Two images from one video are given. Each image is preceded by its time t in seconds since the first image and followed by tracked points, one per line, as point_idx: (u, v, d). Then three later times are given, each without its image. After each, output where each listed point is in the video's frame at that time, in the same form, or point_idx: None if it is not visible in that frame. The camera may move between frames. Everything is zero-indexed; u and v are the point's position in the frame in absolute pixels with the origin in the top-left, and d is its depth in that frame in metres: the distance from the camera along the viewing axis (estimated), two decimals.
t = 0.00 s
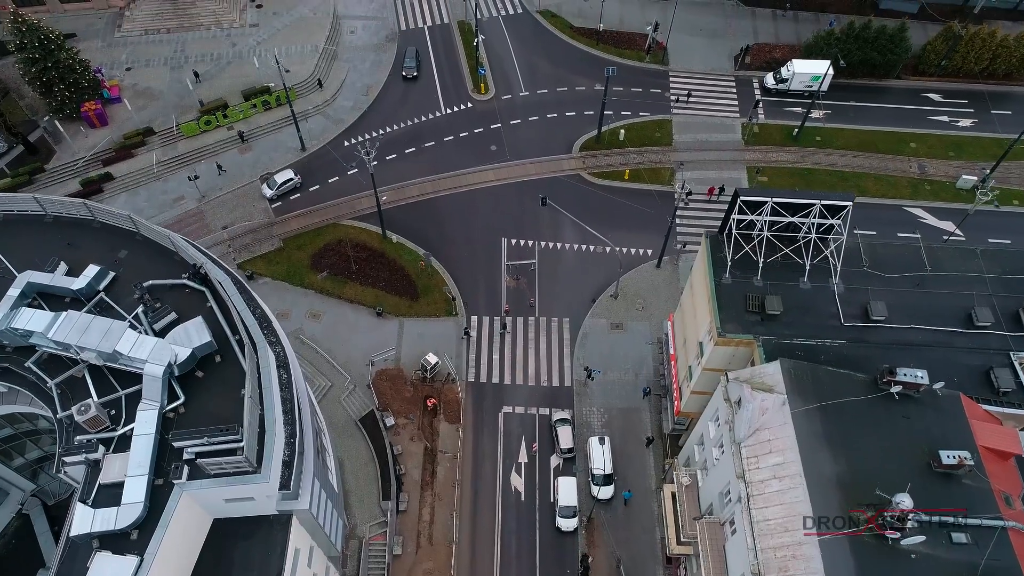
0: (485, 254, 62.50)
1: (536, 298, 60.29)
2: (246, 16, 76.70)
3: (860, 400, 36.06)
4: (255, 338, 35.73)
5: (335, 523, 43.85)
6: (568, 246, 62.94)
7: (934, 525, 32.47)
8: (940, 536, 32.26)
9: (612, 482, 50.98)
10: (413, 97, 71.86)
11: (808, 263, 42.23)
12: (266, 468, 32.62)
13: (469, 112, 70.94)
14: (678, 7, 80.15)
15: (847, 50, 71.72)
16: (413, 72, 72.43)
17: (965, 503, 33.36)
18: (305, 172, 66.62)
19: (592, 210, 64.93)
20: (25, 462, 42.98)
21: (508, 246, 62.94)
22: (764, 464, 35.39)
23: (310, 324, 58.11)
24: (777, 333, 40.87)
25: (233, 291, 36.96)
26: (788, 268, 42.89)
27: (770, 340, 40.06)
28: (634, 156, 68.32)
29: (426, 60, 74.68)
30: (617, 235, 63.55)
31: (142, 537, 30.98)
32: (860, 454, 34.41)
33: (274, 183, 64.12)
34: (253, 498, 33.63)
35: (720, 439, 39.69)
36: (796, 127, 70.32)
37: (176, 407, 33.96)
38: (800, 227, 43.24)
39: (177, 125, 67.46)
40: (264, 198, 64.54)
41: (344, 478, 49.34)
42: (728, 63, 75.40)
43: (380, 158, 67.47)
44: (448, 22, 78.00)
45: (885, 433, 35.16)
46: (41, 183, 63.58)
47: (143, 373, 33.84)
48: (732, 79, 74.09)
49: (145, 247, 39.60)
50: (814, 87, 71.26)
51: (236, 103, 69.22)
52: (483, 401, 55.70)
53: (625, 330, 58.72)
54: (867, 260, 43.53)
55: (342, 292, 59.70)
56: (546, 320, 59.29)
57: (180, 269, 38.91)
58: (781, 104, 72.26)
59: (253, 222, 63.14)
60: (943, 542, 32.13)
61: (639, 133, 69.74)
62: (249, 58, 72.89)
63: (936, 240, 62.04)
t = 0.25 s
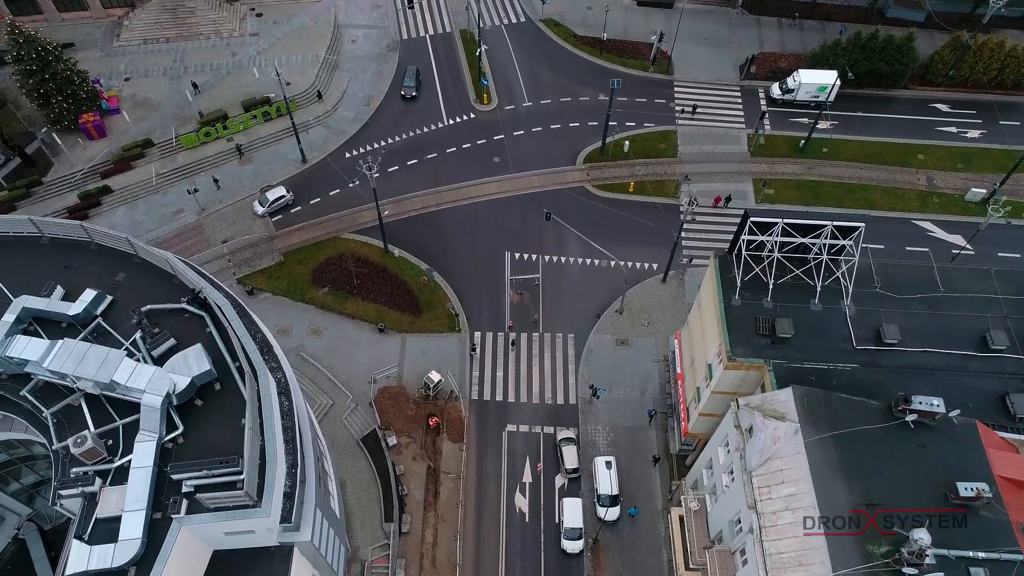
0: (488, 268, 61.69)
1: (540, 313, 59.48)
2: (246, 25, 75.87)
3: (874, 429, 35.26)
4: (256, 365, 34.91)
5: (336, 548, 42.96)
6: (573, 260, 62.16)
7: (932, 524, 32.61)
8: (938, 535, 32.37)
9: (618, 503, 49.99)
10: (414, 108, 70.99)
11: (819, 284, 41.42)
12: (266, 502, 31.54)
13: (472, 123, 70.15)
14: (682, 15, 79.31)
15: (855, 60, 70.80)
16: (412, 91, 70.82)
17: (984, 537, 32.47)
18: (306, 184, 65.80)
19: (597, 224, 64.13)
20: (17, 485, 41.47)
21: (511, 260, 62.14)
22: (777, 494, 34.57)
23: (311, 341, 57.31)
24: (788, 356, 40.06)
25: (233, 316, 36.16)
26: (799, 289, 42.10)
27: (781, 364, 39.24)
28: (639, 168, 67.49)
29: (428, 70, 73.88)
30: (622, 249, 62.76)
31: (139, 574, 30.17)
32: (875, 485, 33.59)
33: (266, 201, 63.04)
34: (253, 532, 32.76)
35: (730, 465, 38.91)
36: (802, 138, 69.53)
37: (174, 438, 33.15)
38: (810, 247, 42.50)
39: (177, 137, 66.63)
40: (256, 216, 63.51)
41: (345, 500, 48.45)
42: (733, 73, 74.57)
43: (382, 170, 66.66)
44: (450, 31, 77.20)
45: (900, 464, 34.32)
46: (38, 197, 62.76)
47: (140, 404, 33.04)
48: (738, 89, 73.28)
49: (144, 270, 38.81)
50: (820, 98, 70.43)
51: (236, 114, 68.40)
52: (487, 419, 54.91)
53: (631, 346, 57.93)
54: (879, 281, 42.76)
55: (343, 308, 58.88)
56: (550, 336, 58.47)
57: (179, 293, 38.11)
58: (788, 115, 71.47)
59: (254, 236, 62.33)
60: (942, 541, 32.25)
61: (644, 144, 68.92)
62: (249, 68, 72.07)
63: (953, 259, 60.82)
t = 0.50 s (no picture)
0: (492, 286, 60.84)
1: (545, 332, 58.63)
2: (246, 36, 75.03)
3: (890, 463, 34.45)
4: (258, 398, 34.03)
5: None
6: (578, 277, 61.34)
7: (933, 524, 32.64)
8: (938, 535, 32.36)
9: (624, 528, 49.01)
10: (416, 122, 70.13)
11: (831, 310, 40.65)
12: (268, 542, 30.70)
13: (475, 136, 69.32)
14: (687, 26, 78.47)
15: (862, 72, 69.93)
16: (411, 115, 69.15)
17: None
18: (307, 199, 64.97)
19: (602, 240, 63.33)
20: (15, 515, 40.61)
21: (515, 276, 61.32)
22: (792, 531, 33.67)
23: (312, 360, 56.45)
24: (800, 384, 39.19)
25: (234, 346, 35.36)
26: (810, 315, 41.30)
27: (793, 393, 38.38)
28: (644, 182, 66.67)
29: (430, 82, 73.01)
30: (627, 266, 61.94)
31: None
32: (892, 523, 32.72)
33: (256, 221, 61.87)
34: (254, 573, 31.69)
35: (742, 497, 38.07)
36: (809, 151, 68.69)
37: (173, 474, 32.26)
38: (823, 272, 42.09)
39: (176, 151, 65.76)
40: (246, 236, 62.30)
41: (347, 526, 47.41)
42: (739, 84, 73.71)
43: (383, 185, 65.79)
44: (453, 43, 76.38)
45: (919, 500, 33.39)
46: (35, 213, 61.88)
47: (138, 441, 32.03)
48: (744, 101, 72.46)
49: (142, 298, 37.99)
50: (827, 110, 69.56)
51: (236, 128, 67.56)
52: (491, 440, 54.04)
53: (637, 365, 57.07)
54: (892, 307, 42.02)
55: (345, 326, 58.02)
56: (555, 355, 57.63)
57: (178, 322, 37.30)
58: (794, 127, 70.65)
59: (254, 252, 61.50)
60: (942, 541, 32.19)
61: (649, 157, 68.10)
62: (249, 81, 71.23)
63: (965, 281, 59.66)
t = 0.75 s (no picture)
0: (495, 301, 60.17)
1: (548, 348, 57.95)
2: (246, 46, 74.35)
3: (903, 494, 33.80)
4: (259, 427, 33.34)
5: None
6: (582, 292, 60.68)
7: (932, 524, 32.90)
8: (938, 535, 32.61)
9: (630, 550, 48.23)
10: (418, 134, 69.46)
11: (842, 333, 40.01)
12: None
13: (477, 148, 68.67)
14: (691, 35, 77.79)
15: (868, 83, 69.25)
16: (408, 137, 67.79)
17: None
18: (308, 213, 64.28)
19: (606, 254, 62.68)
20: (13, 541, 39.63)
21: (519, 291, 60.65)
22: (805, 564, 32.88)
23: (313, 378, 55.76)
24: (811, 410, 38.50)
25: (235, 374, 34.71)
26: (820, 339, 40.67)
27: (804, 419, 37.70)
28: (649, 195, 65.98)
29: (432, 94, 72.34)
30: (632, 281, 61.30)
31: None
32: (907, 557, 32.00)
33: (245, 241, 60.71)
34: None
35: (751, 525, 37.34)
36: (815, 164, 68.02)
37: (172, 508, 31.55)
38: (832, 295, 41.76)
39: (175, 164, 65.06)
40: (235, 254, 61.23)
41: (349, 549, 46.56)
42: (744, 95, 73.03)
43: (385, 198, 65.14)
44: (455, 53, 75.70)
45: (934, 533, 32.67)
46: (33, 227, 61.17)
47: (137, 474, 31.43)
48: (749, 112, 71.79)
49: (141, 323, 37.33)
50: (833, 122, 68.84)
51: (236, 140, 66.90)
52: (495, 460, 53.32)
53: (642, 383, 56.38)
54: (903, 329, 41.38)
55: (347, 343, 57.33)
56: (559, 372, 56.93)
57: (178, 348, 36.66)
58: (800, 139, 69.98)
59: (254, 267, 60.82)
60: (942, 542, 32.44)
61: (653, 170, 67.44)
62: (250, 92, 70.56)
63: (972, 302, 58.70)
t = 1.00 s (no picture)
0: (499, 319, 59.45)
1: (553, 368, 57.21)
2: (246, 58, 73.62)
3: (918, 531, 33.12)
4: (262, 462, 32.58)
5: None
6: (586, 309, 59.98)
7: (932, 525, 33.41)
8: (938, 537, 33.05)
9: (636, 575, 47.41)
10: (421, 148, 68.74)
11: (854, 361, 39.38)
12: None
13: (480, 163, 67.95)
14: (696, 47, 77.09)
15: (875, 97, 68.53)
16: (404, 162, 66.46)
17: None
18: (309, 229, 63.56)
19: (611, 271, 62.00)
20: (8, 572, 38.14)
21: (523, 309, 59.94)
22: None
23: (315, 399, 55.03)
24: (823, 440, 37.75)
25: (237, 407, 33.97)
26: (832, 366, 40.02)
27: (816, 450, 36.96)
28: (654, 211, 65.26)
29: (434, 107, 71.62)
30: (637, 298, 60.58)
31: None
32: None
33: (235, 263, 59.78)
34: None
35: (763, 558, 36.56)
36: (822, 178, 67.33)
37: (171, 547, 30.77)
38: (843, 322, 41.17)
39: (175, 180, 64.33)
40: (224, 276, 60.27)
41: None
42: (749, 108, 72.31)
43: (387, 214, 64.44)
44: (457, 65, 75.02)
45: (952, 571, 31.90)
46: (31, 244, 60.41)
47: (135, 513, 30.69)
48: (754, 125, 71.08)
49: (139, 354, 36.63)
50: (840, 135, 68.03)
51: (237, 155, 66.19)
52: (499, 482, 52.46)
53: (648, 403, 55.65)
54: (915, 356, 40.73)
55: (349, 362, 56.56)
56: (564, 392, 56.18)
57: (178, 379, 35.98)
58: (806, 153, 69.29)
59: (255, 285, 60.09)
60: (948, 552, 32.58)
61: (658, 185, 66.67)
62: (250, 106, 69.83)
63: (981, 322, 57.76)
